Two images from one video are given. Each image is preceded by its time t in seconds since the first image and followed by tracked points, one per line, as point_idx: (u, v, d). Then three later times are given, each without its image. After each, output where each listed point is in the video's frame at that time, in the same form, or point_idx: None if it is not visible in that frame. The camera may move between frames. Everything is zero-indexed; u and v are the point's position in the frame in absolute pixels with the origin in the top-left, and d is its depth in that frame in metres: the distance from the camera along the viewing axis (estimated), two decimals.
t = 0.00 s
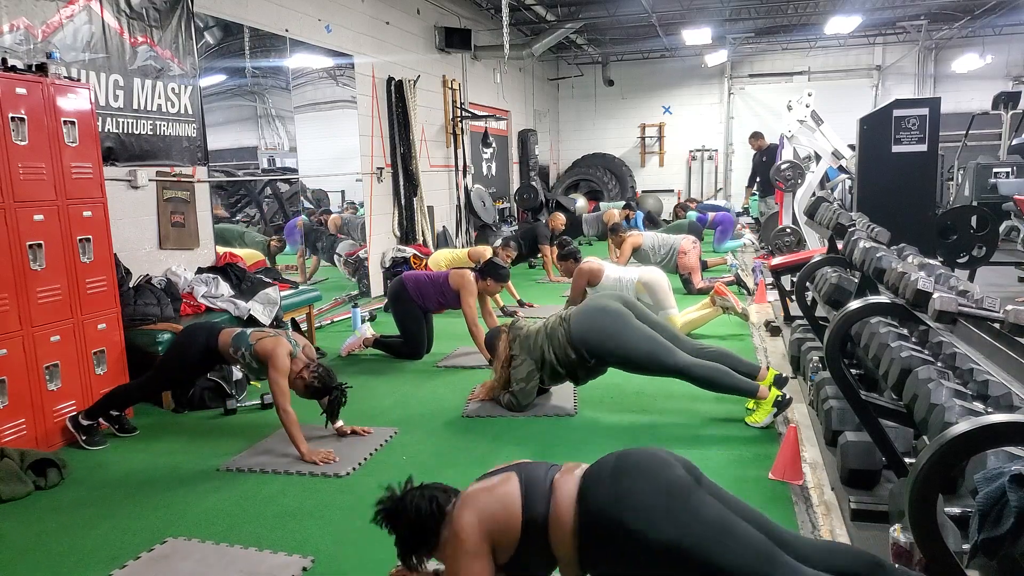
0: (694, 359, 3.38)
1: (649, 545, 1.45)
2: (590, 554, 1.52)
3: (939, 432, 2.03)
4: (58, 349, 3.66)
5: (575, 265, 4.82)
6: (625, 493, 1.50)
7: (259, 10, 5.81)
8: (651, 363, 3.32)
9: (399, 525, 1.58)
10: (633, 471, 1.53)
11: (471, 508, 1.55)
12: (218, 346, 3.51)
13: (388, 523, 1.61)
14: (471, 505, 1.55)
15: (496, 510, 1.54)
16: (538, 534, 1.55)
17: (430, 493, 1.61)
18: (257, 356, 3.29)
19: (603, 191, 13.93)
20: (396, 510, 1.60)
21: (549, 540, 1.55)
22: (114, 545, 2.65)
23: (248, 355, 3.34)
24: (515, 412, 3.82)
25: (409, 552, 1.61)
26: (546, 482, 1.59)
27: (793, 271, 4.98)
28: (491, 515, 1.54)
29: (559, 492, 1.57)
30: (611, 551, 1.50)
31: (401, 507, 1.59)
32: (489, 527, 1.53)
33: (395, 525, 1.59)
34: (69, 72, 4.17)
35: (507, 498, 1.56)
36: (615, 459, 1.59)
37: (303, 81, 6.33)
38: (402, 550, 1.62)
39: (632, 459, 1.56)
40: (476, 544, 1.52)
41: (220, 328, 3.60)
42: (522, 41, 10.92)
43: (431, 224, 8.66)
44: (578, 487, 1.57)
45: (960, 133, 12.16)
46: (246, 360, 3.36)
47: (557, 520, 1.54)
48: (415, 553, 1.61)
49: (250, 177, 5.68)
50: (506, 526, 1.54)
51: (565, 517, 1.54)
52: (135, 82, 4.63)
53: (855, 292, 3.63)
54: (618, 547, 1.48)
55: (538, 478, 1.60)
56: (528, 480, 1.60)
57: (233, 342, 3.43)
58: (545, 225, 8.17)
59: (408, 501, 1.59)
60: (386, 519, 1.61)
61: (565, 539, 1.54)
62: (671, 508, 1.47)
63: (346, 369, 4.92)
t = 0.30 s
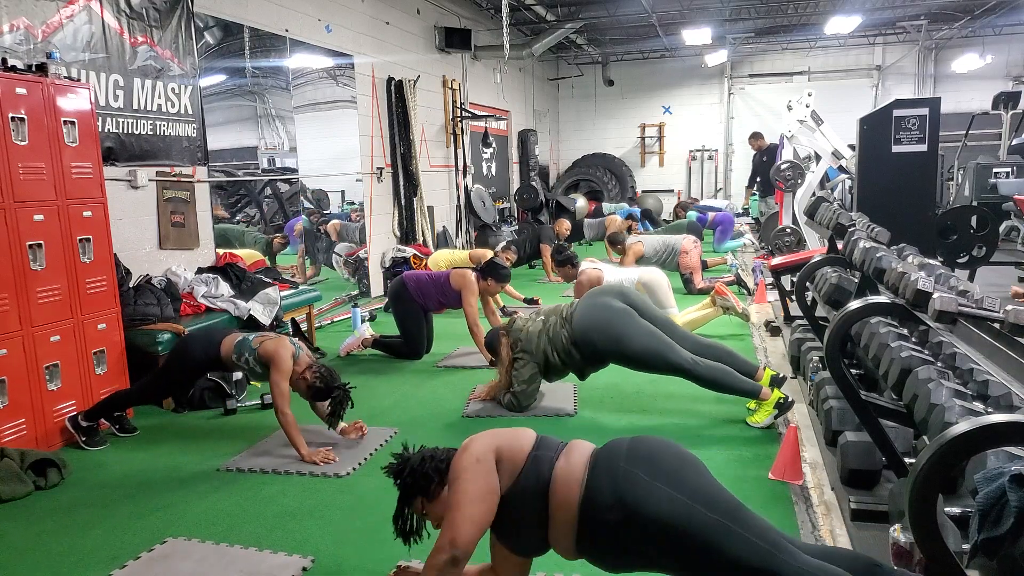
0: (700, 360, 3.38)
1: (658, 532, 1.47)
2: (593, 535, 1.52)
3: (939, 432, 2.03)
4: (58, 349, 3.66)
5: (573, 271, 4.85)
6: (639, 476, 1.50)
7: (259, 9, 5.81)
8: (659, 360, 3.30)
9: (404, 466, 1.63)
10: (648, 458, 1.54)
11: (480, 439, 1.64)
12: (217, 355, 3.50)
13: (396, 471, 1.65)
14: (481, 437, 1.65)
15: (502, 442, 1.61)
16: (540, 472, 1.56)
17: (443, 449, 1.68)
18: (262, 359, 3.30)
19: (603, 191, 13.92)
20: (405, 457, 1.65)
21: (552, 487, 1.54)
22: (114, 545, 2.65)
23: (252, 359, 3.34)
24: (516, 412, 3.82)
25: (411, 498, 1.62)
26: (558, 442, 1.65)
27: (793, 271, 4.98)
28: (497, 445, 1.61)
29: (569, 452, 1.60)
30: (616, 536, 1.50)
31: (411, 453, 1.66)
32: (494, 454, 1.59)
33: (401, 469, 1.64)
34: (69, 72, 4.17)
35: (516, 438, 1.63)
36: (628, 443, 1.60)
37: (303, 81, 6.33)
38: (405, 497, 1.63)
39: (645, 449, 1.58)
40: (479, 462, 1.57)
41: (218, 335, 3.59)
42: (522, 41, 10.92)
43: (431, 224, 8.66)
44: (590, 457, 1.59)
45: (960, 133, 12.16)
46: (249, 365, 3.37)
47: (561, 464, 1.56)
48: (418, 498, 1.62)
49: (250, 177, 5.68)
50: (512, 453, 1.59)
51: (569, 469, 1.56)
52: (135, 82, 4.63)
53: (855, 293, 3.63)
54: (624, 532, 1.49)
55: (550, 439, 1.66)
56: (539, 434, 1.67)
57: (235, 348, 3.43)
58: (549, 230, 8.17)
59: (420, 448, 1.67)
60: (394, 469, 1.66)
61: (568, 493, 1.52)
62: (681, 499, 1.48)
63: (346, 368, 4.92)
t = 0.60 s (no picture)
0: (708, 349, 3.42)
1: (659, 536, 1.46)
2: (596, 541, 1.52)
3: (938, 432, 2.03)
4: (58, 349, 3.66)
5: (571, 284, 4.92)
6: (635, 482, 1.50)
7: (259, 9, 5.81)
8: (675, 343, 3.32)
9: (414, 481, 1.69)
10: (644, 462, 1.53)
11: (483, 456, 1.64)
12: (236, 366, 3.49)
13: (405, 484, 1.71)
14: (482, 454, 1.64)
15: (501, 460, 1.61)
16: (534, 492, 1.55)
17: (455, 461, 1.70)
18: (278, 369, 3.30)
19: (603, 191, 13.91)
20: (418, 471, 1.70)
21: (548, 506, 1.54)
22: (114, 545, 2.65)
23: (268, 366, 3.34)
24: (516, 412, 3.82)
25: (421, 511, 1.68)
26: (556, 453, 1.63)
27: (793, 271, 4.97)
28: (496, 464, 1.60)
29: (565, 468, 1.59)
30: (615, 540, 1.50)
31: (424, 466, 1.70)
32: (491, 473, 1.59)
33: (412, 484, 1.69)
34: (69, 72, 4.17)
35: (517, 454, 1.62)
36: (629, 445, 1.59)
37: (303, 81, 6.33)
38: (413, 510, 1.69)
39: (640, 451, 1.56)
40: (476, 487, 1.58)
41: (239, 345, 3.58)
42: (522, 41, 10.92)
43: (431, 224, 8.66)
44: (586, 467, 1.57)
45: (960, 133, 12.16)
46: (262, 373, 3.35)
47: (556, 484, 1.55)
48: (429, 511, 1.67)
49: (250, 177, 5.68)
50: (508, 473, 1.58)
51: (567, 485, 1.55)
52: (135, 82, 4.63)
53: (855, 293, 3.63)
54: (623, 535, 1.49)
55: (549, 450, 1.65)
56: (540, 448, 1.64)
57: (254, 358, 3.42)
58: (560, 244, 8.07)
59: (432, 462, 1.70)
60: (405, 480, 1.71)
61: (565, 506, 1.53)
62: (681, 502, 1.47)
63: (346, 369, 4.91)
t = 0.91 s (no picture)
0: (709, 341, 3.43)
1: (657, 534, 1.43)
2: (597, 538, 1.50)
3: (939, 432, 2.03)
4: (58, 349, 3.66)
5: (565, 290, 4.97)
6: (637, 478, 1.45)
7: (259, 9, 5.81)
8: (676, 327, 3.34)
9: (409, 475, 1.62)
10: (643, 454, 1.48)
11: (483, 459, 1.57)
12: (246, 373, 3.47)
13: (399, 476, 1.64)
14: (481, 454, 1.59)
15: (502, 468, 1.55)
16: (536, 500, 1.52)
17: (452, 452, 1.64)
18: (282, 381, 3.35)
19: (603, 191, 13.90)
20: (413, 462, 1.62)
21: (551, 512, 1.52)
22: (114, 545, 2.65)
23: (271, 378, 3.38)
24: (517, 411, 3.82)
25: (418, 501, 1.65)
26: (555, 448, 1.56)
27: (793, 271, 4.97)
28: (498, 471, 1.55)
29: (563, 465, 1.53)
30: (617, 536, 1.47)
31: (417, 459, 1.62)
32: (491, 481, 1.55)
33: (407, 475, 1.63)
34: (69, 72, 4.17)
35: (516, 459, 1.55)
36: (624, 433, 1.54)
37: (303, 81, 6.33)
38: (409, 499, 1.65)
39: (636, 442, 1.50)
40: (477, 498, 1.54)
41: (251, 353, 3.57)
42: (522, 41, 10.93)
43: (431, 224, 8.66)
44: (585, 462, 1.52)
45: (960, 133, 12.16)
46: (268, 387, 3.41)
47: (558, 491, 1.51)
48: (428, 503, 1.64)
49: (250, 177, 5.68)
50: (509, 483, 1.53)
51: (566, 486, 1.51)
52: (135, 82, 4.63)
53: (855, 293, 3.63)
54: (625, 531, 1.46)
55: (546, 443, 1.58)
56: (540, 446, 1.57)
57: (258, 368, 3.46)
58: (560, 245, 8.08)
59: (425, 453, 1.63)
60: (396, 468, 1.65)
61: (566, 506, 1.50)
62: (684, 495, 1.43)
63: (346, 368, 4.91)
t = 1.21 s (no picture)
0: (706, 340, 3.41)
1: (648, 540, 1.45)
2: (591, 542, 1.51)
3: (938, 432, 2.03)
4: (58, 349, 3.66)
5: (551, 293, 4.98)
6: (635, 487, 1.45)
7: (259, 9, 5.81)
8: (671, 324, 3.34)
9: (396, 485, 1.56)
10: (638, 463, 1.48)
11: (472, 461, 1.53)
12: (247, 391, 3.45)
13: (384, 489, 1.59)
14: (471, 454, 1.55)
15: (495, 470, 1.51)
16: (533, 496, 1.51)
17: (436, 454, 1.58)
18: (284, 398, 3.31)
19: (603, 191, 13.90)
20: (396, 471, 1.57)
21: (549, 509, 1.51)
22: (114, 546, 2.65)
23: (274, 395, 3.34)
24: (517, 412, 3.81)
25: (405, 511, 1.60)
26: (548, 447, 1.54)
27: (793, 271, 4.97)
28: (491, 473, 1.52)
29: (560, 466, 1.51)
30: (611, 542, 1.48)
31: (400, 468, 1.56)
32: (485, 483, 1.52)
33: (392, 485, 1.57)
34: (69, 72, 4.17)
35: (510, 456, 1.52)
36: (617, 439, 1.54)
37: (303, 81, 6.33)
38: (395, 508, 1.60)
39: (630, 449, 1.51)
40: (475, 504, 1.51)
41: (253, 368, 3.54)
42: (522, 41, 10.93)
43: (431, 224, 8.66)
44: (583, 465, 1.51)
45: (960, 133, 12.17)
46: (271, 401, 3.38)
47: (554, 491, 1.50)
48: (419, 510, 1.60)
49: (250, 177, 5.68)
50: (505, 483, 1.51)
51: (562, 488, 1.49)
52: (135, 82, 4.63)
53: (855, 293, 3.63)
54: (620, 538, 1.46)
55: (540, 440, 1.55)
56: (530, 441, 1.55)
57: (261, 383, 3.42)
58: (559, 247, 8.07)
59: (405, 462, 1.57)
60: (381, 478, 1.59)
61: (564, 509, 1.49)
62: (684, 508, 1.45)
63: (346, 368, 4.90)
